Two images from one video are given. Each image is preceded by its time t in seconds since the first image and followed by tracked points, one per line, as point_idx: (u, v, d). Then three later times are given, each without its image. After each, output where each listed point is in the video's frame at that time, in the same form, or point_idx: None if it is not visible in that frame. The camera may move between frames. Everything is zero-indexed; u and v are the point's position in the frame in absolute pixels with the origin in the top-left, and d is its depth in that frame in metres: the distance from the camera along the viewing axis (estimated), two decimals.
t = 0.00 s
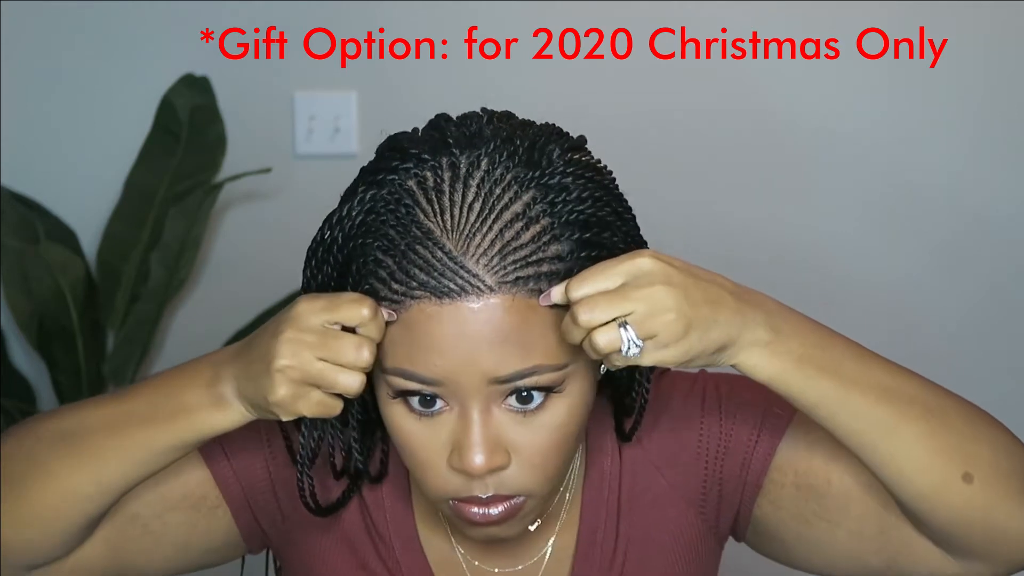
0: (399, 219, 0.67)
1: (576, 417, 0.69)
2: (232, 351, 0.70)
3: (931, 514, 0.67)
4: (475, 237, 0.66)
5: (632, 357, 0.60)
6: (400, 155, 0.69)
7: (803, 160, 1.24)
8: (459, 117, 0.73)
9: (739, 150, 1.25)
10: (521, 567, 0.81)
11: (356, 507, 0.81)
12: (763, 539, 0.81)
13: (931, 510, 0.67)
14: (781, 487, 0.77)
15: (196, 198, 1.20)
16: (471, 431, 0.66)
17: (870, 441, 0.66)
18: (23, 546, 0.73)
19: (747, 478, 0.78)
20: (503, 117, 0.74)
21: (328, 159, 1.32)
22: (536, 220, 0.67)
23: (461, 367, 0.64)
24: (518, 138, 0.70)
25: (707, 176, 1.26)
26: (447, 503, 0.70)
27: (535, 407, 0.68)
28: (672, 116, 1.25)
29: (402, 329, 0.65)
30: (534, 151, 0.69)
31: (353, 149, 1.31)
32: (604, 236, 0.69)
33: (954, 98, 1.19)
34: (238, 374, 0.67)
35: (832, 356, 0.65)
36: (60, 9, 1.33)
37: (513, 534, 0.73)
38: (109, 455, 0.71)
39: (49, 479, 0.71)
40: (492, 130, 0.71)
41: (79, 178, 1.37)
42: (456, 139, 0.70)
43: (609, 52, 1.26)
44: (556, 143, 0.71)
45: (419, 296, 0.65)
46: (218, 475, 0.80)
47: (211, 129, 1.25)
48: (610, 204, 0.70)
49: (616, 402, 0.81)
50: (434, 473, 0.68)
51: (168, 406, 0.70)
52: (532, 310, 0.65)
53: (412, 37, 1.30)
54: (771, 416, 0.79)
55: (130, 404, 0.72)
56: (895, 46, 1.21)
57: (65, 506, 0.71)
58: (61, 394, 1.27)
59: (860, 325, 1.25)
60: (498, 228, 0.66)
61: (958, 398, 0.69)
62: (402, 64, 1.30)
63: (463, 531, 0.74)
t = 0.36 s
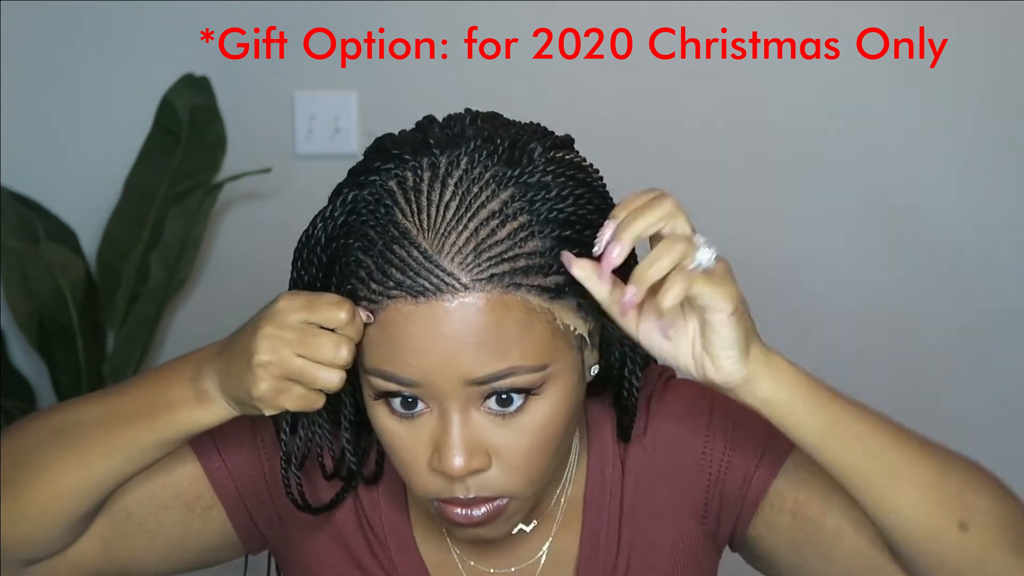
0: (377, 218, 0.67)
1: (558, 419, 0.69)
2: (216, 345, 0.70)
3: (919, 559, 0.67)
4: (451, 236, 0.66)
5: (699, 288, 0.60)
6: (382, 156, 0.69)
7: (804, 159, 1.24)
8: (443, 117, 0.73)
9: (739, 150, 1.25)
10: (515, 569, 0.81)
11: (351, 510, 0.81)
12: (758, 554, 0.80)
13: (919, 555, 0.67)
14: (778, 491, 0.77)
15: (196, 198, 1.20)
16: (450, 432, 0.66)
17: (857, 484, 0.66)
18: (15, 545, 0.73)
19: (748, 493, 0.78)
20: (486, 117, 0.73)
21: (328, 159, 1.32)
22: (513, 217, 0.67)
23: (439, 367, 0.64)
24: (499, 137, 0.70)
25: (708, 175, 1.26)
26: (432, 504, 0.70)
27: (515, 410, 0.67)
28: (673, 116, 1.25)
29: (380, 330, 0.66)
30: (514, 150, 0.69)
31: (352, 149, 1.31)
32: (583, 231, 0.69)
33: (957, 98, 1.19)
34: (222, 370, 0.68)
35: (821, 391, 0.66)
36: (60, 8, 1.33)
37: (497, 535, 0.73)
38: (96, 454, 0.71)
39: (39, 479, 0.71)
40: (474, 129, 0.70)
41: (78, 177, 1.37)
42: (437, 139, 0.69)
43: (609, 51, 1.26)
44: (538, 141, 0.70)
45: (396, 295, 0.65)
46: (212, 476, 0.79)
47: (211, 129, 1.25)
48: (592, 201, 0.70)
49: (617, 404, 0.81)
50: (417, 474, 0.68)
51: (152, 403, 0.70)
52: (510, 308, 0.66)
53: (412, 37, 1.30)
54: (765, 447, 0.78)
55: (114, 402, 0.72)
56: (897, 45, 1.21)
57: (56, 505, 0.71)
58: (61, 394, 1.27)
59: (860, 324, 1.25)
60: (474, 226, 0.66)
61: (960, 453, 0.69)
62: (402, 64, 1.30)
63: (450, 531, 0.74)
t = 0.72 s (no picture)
0: (381, 213, 0.67)
1: (560, 416, 0.69)
2: (223, 341, 0.71)
3: None
4: (454, 230, 0.66)
5: (711, 325, 0.67)
6: (388, 152, 0.70)
7: (805, 159, 1.24)
8: (448, 114, 0.73)
9: (740, 150, 1.25)
10: (509, 569, 0.81)
11: (352, 507, 0.81)
12: None
13: None
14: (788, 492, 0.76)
15: (196, 198, 1.20)
16: (451, 427, 0.66)
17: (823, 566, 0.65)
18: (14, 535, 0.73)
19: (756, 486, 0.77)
20: (490, 114, 0.73)
21: (328, 159, 1.32)
22: (517, 212, 0.67)
23: (441, 363, 0.64)
24: (503, 134, 0.70)
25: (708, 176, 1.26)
26: (432, 499, 0.70)
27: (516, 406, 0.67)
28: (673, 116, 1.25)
29: (383, 324, 0.65)
30: (518, 146, 0.69)
31: (352, 149, 1.31)
32: (587, 227, 0.69)
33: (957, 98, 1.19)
34: (226, 363, 0.69)
35: (801, 483, 0.67)
36: (59, 8, 1.33)
37: (495, 531, 0.74)
38: (99, 444, 0.70)
39: (41, 468, 0.71)
40: (478, 126, 0.71)
41: (77, 177, 1.37)
42: (441, 136, 0.70)
43: (609, 51, 1.26)
44: (541, 138, 0.71)
45: (400, 289, 0.65)
46: (214, 471, 0.80)
47: (211, 129, 1.25)
48: (594, 197, 0.71)
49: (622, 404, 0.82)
50: (419, 469, 0.68)
51: (156, 395, 0.71)
52: (513, 304, 0.66)
53: (412, 38, 1.30)
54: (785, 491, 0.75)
55: (118, 395, 0.72)
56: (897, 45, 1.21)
57: (57, 495, 0.71)
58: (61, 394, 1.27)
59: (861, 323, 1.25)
60: (477, 220, 0.66)
61: None
62: (402, 64, 1.30)
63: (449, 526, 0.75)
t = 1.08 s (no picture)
0: (397, 203, 0.67)
1: (564, 414, 0.69)
2: (235, 321, 0.71)
3: None
4: (467, 223, 0.66)
5: (667, 369, 0.70)
6: (409, 143, 0.70)
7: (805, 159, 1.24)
8: (472, 108, 0.73)
9: (739, 150, 1.25)
10: (502, 569, 0.81)
11: (357, 496, 0.81)
12: None
13: None
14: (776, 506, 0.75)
15: (196, 198, 1.20)
16: (454, 420, 0.66)
17: None
18: (17, 503, 0.72)
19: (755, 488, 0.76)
20: (513, 111, 0.73)
21: (327, 159, 1.31)
22: (530, 210, 0.66)
23: (447, 357, 0.64)
24: (522, 131, 0.70)
25: (709, 175, 1.25)
26: (433, 490, 0.71)
27: (520, 403, 0.67)
28: (673, 116, 1.25)
29: (392, 313, 0.65)
30: (537, 143, 0.69)
31: (352, 148, 1.30)
32: (602, 226, 0.68)
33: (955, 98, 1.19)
34: (236, 344, 0.68)
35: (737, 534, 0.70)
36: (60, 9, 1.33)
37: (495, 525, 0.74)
38: (106, 417, 0.70)
39: (46, 437, 0.71)
40: (501, 122, 0.71)
41: (76, 177, 1.37)
42: (462, 130, 0.70)
43: (609, 51, 1.26)
44: (561, 137, 0.71)
45: (410, 279, 0.65)
46: (223, 451, 0.80)
47: (211, 129, 1.25)
48: (611, 197, 0.70)
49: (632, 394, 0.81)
50: (421, 460, 0.68)
51: (164, 371, 0.71)
52: (521, 301, 0.65)
53: (412, 38, 1.30)
54: (756, 538, 0.79)
55: (127, 368, 0.72)
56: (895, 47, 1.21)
57: (59, 467, 0.71)
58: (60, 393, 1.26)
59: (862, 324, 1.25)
60: (491, 215, 0.66)
61: None
62: (401, 64, 1.29)
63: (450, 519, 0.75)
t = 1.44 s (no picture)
0: (406, 197, 0.67)
1: (565, 412, 0.69)
2: (244, 308, 0.71)
3: None
4: (475, 220, 0.66)
5: (719, 334, 0.70)
6: (421, 138, 0.70)
7: (805, 159, 1.23)
8: (488, 106, 0.73)
9: (740, 150, 1.24)
10: (507, 564, 0.81)
11: (361, 490, 0.81)
12: None
13: None
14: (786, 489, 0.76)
15: (196, 198, 1.20)
16: (454, 416, 0.66)
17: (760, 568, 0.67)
18: (22, 483, 0.73)
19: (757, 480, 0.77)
20: (526, 109, 0.73)
21: (328, 158, 1.31)
22: (538, 209, 0.66)
23: (449, 352, 0.64)
24: (534, 130, 0.69)
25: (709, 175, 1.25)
26: (432, 485, 0.71)
27: (521, 400, 0.67)
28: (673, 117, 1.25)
29: (397, 306, 0.66)
30: (549, 142, 0.69)
31: (352, 148, 1.30)
32: (609, 227, 0.68)
33: (953, 99, 1.20)
34: (241, 333, 0.68)
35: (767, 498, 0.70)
36: (60, 9, 1.33)
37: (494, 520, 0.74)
38: (108, 405, 0.71)
39: (52, 418, 0.71)
40: (514, 120, 0.71)
41: (76, 177, 1.37)
42: (474, 127, 0.70)
43: (609, 51, 1.26)
44: (573, 137, 0.70)
45: (416, 272, 0.65)
46: (226, 442, 0.80)
47: (211, 129, 1.24)
48: (620, 199, 0.70)
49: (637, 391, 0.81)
50: (421, 455, 0.68)
51: (169, 359, 0.71)
52: (524, 298, 0.65)
53: (412, 39, 1.30)
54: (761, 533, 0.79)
55: (136, 351, 0.72)
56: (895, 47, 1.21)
57: (59, 454, 0.71)
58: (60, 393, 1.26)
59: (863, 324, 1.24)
60: (498, 212, 0.66)
61: None
62: (401, 64, 1.29)
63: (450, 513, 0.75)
